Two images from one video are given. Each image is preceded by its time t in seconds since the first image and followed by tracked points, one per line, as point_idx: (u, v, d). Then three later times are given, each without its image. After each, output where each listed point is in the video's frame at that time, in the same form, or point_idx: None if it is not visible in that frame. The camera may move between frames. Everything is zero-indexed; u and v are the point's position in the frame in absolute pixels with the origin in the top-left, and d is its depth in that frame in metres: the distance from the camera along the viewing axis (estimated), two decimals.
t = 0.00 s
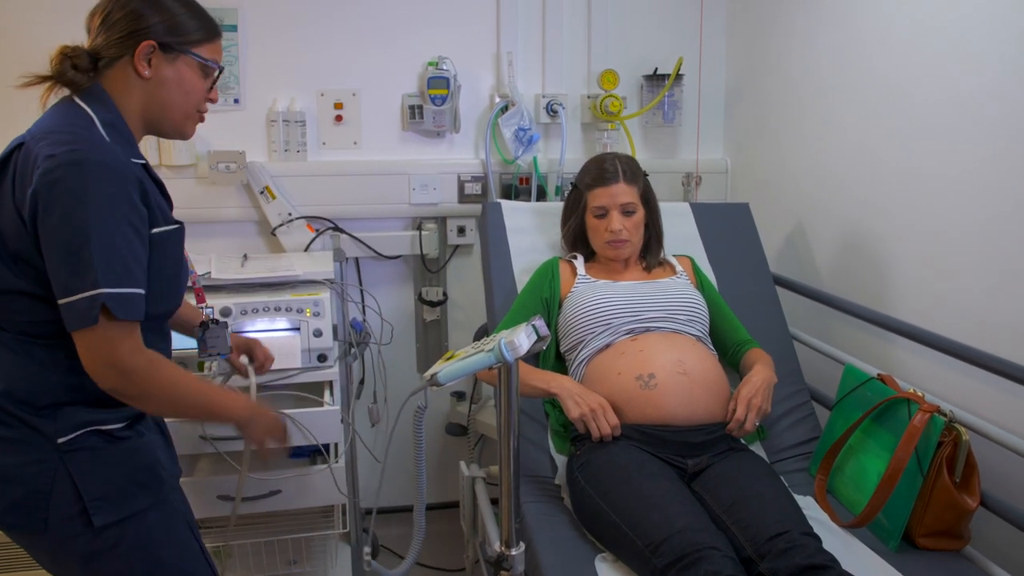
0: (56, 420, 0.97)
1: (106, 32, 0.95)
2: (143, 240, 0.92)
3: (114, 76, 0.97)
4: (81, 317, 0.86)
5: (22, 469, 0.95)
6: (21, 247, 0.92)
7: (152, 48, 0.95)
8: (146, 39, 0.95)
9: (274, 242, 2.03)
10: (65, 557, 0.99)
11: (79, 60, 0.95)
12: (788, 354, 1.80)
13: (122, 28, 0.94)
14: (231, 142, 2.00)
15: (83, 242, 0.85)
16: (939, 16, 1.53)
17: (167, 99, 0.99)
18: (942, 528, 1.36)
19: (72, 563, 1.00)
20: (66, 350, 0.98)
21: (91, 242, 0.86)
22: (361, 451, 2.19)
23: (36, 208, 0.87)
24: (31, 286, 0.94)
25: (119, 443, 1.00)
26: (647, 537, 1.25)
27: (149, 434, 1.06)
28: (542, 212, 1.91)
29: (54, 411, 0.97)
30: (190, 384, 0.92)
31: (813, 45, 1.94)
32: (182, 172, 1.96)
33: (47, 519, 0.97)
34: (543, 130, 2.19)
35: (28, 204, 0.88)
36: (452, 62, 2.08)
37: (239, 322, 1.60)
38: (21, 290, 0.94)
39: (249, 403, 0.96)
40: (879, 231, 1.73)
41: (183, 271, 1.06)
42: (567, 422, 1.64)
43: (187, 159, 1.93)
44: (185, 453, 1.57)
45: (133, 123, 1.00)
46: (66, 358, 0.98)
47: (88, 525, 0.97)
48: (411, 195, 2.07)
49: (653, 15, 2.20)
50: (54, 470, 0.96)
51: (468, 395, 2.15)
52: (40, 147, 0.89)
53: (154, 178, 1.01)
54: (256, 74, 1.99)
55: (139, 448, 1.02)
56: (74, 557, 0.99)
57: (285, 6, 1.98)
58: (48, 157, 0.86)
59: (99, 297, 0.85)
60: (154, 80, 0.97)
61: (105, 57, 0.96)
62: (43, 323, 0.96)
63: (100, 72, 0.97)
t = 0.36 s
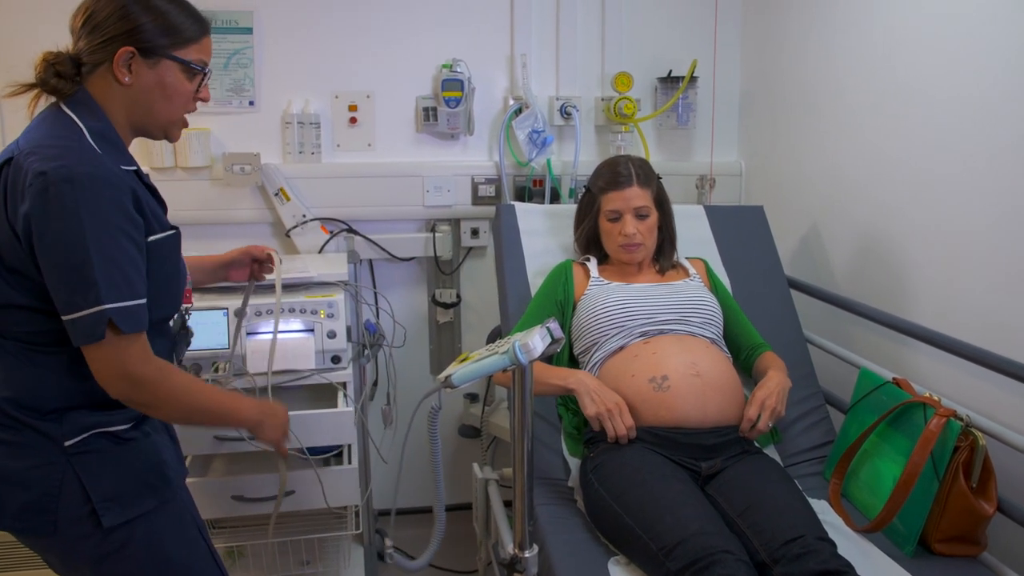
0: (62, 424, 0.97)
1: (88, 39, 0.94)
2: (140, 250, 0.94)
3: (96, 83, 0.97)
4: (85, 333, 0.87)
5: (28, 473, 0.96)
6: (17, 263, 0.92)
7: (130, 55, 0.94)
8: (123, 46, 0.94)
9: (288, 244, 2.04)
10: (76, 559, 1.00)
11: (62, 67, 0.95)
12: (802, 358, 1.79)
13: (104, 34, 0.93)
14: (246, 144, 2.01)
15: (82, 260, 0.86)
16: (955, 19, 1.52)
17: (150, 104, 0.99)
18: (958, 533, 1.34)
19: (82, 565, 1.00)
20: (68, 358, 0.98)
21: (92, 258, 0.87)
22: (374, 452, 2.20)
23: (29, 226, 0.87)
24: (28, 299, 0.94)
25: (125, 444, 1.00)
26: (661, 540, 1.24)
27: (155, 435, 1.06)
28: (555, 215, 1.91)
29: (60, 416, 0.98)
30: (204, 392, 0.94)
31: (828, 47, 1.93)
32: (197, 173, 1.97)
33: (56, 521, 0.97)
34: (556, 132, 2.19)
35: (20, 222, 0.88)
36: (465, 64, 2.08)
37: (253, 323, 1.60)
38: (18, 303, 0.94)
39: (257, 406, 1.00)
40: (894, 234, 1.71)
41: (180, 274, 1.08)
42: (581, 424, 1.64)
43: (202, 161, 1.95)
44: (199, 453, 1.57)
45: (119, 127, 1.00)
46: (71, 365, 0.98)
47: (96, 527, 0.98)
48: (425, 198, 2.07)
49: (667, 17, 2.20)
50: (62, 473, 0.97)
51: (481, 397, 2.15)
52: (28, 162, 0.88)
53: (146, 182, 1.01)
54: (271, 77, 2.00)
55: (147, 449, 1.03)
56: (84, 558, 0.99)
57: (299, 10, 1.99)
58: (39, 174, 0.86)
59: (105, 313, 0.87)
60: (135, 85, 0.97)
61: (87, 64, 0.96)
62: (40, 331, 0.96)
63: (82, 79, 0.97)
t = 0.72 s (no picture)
0: (79, 422, 0.97)
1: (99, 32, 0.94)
2: (143, 238, 0.92)
3: (108, 76, 0.97)
4: (88, 323, 0.87)
5: (49, 468, 0.97)
6: (23, 256, 0.92)
7: (141, 47, 0.93)
8: (134, 38, 0.92)
9: (305, 245, 2.05)
10: (93, 556, 1.01)
11: (74, 63, 0.96)
12: (820, 361, 1.78)
13: (114, 28, 0.93)
14: (264, 145, 2.02)
15: (80, 247, 0.86)
16: (975, 21, 1.51)
17: (161, 97, 0.98)
18: (979, 539, 1.33)
19: (100, 563, 1.01)
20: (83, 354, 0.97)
21: (88, 245, 0.86)
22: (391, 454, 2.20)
23: (30, 216, 0.88)
24: (37, 292, 0.94)
25: (142, 444, 1.01)
26: (677, 543, 1.23)
27: (174, 437, 1.07)
28: (573, 217, 1.91)
29: (77, 413, 0.98)
30: (207, 331, 0.91)
31: (846, 48, 1.92)
32: (215, 175, 1.99)
33: (72, 518, 0.98)
34: (573, 134, 2.19)
35: (23, 212, 0.88)
36: (483, 66, 2.08)
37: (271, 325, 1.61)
38: (29, 297, 0.94)
39: (266, 303, 0.96)
40: (913, 237, 1.70)
41: (196, 266, 1.07)
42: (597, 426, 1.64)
43: (221, 162, 1.96)
44: (217, 452, 1.58)
45: (133, 122, 1.00)
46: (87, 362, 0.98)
47: (110, 526, 0.98)
48: (442, 199, 2.07)
49: (684, 19, 2.20)
50: (79, 471, 0.98)
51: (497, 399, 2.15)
52: (32, 155, 0.89)
53: (156, 174, 1.02)
54: (289, 79, 2.01)
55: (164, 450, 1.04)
56: (100, 555, 1.00)
57: (317, 12, 2.00)
58: (39, 166, 0.86)
59: (102, 302, 0.86)
60: (146, 78, 0.96)
61: (98, 58, 0.95)
62: (54, 327, 0.96)
63: (94, 72, 0.97)
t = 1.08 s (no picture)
0: (112, 417, 0.98)
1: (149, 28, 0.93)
2: (184, 225, 0.93)
3: (155, 71, 0.96)
4: (133, 310, 0.88)
5: (80, 464, 0.98)
6: (68, 248, 0.93)
7: (197, 47, 0.95)
8: (190, 38, 0.94)
9: (319, 246, 2.05)
10: (117, 554, 1.01)
11: (122, 54, 0.95)
12: (833, 365, 1.77)
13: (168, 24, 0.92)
14: (278, 148, 2.03)
15: (128, 234, 0.87)
16: (990, 24, 1.50)
17: (207, 95, 0.99)
18: (994, 546, 1.31)
19: (123, 560, 1.02)
20: (121, 349, 0.98)
21: (136, 234, 0.87)
22: (402, 456, 2.20)
23: (76, 206, 0.89)
24: (81, 285, 0.95)
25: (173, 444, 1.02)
26: (690, 546, 1.23)
27: (201, 439, 1.08)
28: (588, 220, 1.91)
29: (110, 408, 0.99)
30: (243, 314, 0.94)
31: (860, 51, 1.91)
32: (229, 177, 2.00)
33: (100, 513, 0.98)
34: (586, 137, 2.19)
35: (67, 203, 0.89)
36: (495, 69, 2.09)
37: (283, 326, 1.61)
38: (71, 290, 0.95)
39: (288, 283, 1.01)
40: (927, 241, 1.69)
41: (234, 257, 1.06)
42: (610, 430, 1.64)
43: (234, 165, 1.97)
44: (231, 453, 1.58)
45: (171, 116, 1.00)
46: (126, 354, 0.99)
47: (137, 524, 0.99)
48: (454, 202, 2.08)
49: (696, 22, 2.19)
50: (109, 468, 0.98)
51: (509, 401, 2.15)
52: (73, 146, 0.90)
53: (192, 164, 1.00)
54: (302, 81, 2.02)
55: (191, 451, 1.04)
56: (124, 553, 1.01)
57: (330, 15, 2.01)
58: (82, 155, 0.87)
59: (150, 288, 0.87)
60: (196, 77, 0.97)
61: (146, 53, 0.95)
62: (98, 320, 0.96)
63: (140, 67, 0.96)
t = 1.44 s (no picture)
0: (140, 417, 0.99)
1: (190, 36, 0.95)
2: (223, 226, 0.94)
3: (198, 78, 0.99)
4: (164, 302, 0.88)
5: (103, 463, 0.98)
6: (112, 240, 0.94)
7: (237, 51, 0.97)
8: (229, 43, 0.96)
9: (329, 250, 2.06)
10: (138, 557, 1.01)
11: (166, 64, 0.96)
12: (845, 369, 1.76)
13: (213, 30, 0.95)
14: (289, 152, 2.04)
15: (168, 227, 0.88)
16: (999, 28, 1.49)
17: (252, 99, 1.01)
18: (1006, 553, 1.29)
19: (141, 562, 1.02)
20: (147, 348, 1.00)
21: (178, 226, 0.88)
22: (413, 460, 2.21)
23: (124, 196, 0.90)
24: (119, 279, 0.96)
25: (197, 447, 1.03)
26: (700, 551, 1.22)
27: (223, 443, 1.09)
28: (598, 224, 1.91)
29: (139, 408, 0.99)
30: (263, 320, 0.95)
31: (870, 55, 1.91)
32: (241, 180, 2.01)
33: (123, 514, 0.99)
34: (596, 141, 2.20)
35: (116, 192, 0.90)
36: (506, 73, 2.09)
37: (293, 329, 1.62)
38: (109, 282, 0.96)
39: (307, 294, 1.02)
40: (938, 246, 1.68)
41: (265, 268, 1.08)
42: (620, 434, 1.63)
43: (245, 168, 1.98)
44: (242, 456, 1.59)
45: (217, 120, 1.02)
46: (154, 355, 1.00)
47: (161, 525, 1.00)
48: (464, 206, 2.08)
49: (706, 27, 2.19)
50: (135, 467, 0.99)
51: (518, 405, 2.15)
52: (127, 140, 0.91)
53: (235, 170, 1.03)
54: (313, 85, 2.03)
55: (213, 455, 1.05)
56: (145, 555, 1.01)
57: (340, 20, 2.01)
58: (137, 147, 0.88)
59: (182, 280, 0.87)
60: (239, 81, 0.99)
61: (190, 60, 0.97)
62: (131, 317, 0.98)
63: (184, 75, 0.98)
